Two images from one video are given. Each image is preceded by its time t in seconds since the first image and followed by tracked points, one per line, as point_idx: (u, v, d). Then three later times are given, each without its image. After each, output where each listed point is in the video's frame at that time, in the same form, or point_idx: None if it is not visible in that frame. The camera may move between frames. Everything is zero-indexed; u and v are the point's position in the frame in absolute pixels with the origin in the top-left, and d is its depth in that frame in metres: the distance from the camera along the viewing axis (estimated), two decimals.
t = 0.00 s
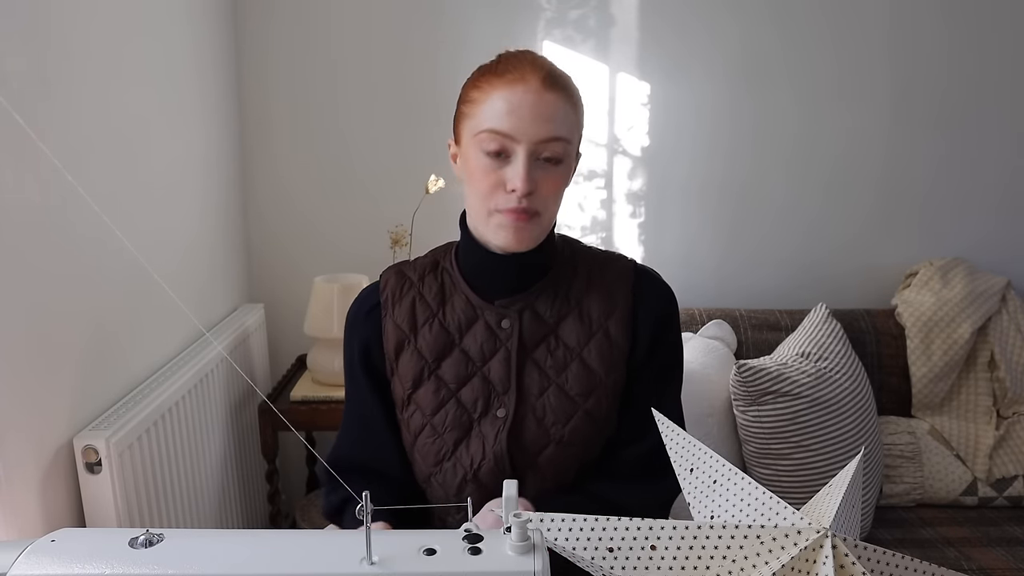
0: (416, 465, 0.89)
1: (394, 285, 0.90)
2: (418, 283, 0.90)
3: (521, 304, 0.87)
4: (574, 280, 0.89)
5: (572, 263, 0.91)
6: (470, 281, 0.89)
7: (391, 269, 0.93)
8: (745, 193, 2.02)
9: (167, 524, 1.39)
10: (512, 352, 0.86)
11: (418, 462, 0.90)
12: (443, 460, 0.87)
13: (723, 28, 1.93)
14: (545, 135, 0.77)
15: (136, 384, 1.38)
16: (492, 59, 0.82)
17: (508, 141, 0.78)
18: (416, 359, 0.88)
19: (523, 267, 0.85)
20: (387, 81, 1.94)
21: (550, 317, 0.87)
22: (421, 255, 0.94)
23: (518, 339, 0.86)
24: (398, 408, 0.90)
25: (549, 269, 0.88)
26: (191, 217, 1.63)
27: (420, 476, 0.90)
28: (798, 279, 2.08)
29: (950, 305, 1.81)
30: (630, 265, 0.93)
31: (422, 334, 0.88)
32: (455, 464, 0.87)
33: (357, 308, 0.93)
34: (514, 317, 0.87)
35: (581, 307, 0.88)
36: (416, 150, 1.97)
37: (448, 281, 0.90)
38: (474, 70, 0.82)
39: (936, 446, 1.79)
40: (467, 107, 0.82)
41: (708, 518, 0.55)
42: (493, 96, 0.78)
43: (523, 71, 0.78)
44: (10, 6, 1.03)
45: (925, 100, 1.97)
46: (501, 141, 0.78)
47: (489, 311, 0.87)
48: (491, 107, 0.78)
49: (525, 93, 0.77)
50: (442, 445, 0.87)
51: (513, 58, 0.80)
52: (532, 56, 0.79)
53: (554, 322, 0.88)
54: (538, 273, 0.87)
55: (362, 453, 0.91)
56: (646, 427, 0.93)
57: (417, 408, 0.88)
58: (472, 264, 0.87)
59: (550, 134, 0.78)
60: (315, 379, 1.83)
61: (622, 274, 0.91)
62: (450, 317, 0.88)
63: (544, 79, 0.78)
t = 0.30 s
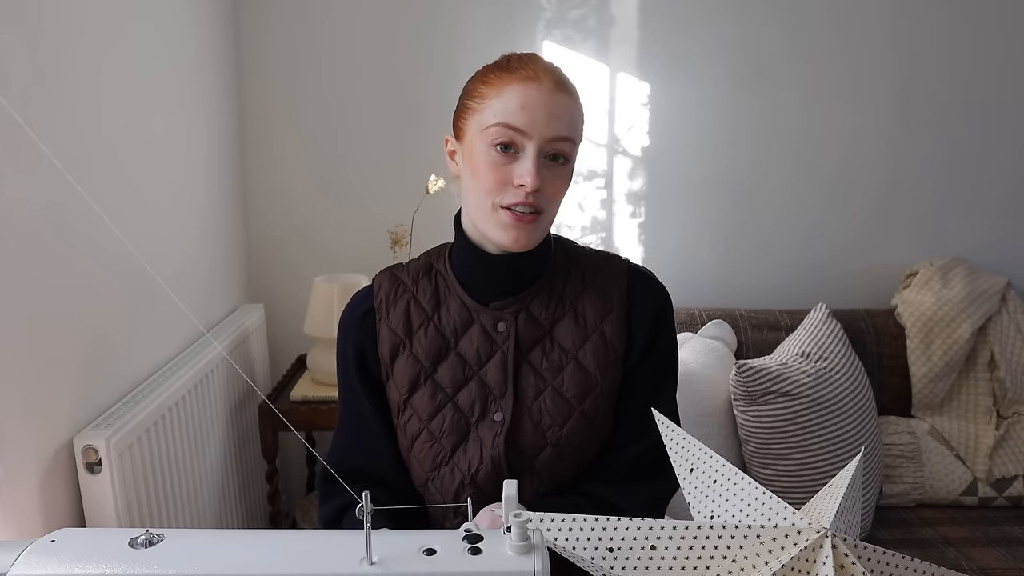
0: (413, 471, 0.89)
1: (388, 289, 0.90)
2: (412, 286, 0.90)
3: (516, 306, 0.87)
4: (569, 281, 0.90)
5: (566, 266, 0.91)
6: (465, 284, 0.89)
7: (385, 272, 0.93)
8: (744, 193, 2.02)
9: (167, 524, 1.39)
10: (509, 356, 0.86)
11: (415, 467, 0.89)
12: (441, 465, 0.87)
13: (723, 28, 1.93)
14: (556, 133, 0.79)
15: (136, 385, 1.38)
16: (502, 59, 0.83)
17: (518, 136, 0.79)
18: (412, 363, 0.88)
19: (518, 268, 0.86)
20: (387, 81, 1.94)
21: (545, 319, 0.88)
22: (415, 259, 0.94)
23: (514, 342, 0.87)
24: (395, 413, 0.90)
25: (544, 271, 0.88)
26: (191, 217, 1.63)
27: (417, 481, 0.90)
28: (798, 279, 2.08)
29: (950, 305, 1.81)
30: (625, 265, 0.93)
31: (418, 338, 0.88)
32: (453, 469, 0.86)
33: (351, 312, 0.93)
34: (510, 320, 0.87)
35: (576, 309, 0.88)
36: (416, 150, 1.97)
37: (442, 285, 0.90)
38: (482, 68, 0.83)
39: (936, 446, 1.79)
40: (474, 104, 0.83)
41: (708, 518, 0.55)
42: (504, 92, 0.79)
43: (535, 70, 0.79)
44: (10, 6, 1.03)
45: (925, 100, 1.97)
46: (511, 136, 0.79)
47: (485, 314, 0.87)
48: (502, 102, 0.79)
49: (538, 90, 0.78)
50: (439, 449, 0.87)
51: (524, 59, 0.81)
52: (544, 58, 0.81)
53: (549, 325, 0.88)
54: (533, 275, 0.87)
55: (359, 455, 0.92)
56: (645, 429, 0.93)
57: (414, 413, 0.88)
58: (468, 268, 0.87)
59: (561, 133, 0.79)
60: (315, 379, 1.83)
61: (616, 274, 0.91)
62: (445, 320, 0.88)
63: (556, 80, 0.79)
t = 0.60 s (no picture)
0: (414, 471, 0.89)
1: (388, 290, 0.90)
2: (412, 287, 0.91)
3: (517, 306, 0.87)
4: (569, 281, 0.90)
5: (566, 266, 0.91)
6: (466, 285, 0.89)
7: (385, 273, 0.93)
8: (744, 193, 2.02)
9: (167, 524, 1.39)
10: (510, 356, 0.86)
11: (416, 468, 0.89)
12: (442, 465, 0.87)
13: (723, 28, 1.93)
14: (551, 133, 0.79)
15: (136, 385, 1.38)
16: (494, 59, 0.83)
17: (513, 137, 0.79)
18: (413, 364, 0.88)
19: (518, 268, 0.86)
20: (388, 81, 1.94)
21: (545, 320, 0.88)
22: (414, 259, 0.94)
23: (515, 343, 0.87)
24: (396, 414, 0.90)
25: (544, 272, 0.89)
26: (191, 217, 1.63)
27: (419, 482, 0.90)
28: (797, 279, 2.08)
29: (950, 305, 1.81)
30: (625, 265, 0.93)
31: (418, 339, 0.88)
32: (454, 469, 0.86)
33: (352, 312, 0.93)
34: (511, 321, 0.87)
35: (577, 309, 0.88)
36: (416, 150, 1.97)
37: (443, 285, 0.91)
38: (476, 70, 0.83)
39: (936, 446, 1.79)
40: (469, 106, 0.83)
41: (708, 518, 0.55)
42: (497, 94, 0.79)
43: (528, 70, 0.79)
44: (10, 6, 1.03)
45: (925, 100, 1.97)
46: (506, 137, 0.80)
47: (486, 315, 0.87)
48: (495, 104, 0.79)
49: (530, 90, 0.78)
50: (440, 450, 0.87)
51: (517, 58, 0.81)
52: (536, 57, 0.81)
53: (550, 325, 0.88)
54: (533, 275, 0.87)
55: (359, 455, 0.92)
56: (645, 428, 0.93)
57: (415, 413, 0.88)
58: (469, 269, 0.87)
59: (556, 132, 0.79)
60: (315, 379, 1.83)
61: (617, 274, 0.91)
62: (446, 321, 0.89)
63: (549, 79, 0.79)
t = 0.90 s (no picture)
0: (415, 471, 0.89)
1: (391, 289, 0.91)
2: (415, 286, 0.91)
3: (519, 306, 0.87)
4: (571, 281, 0.90)
5: (569, 265, 0.91)
6: (468, 285, 0.89)
7: (387, 273, 0.93)
8: (744, 193, 2.02)
9: (167, 524, 1.39)
10: (512, 355, 0.86)
11: (418, 468, 0.89)
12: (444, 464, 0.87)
13: (723, 28, 1.93)
14: (550, 134, 0.79)
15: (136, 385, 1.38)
16: (492, 59, 0.83)
17: (513, 139, 0.79)
18: (415, 363, 0.88)
19: (520, 267, 0.86)
20: (387, 80, 1.94)
21: (548, 319, 0.88)
22: (417, 259, 0.94)
23: (517, 342, 0.87)
24: (398, 413, 0.90)
25: (546, 271, 0.89)
26: (191, 218, 1.63)
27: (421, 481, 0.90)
28: (797, 278, 2.08)
29: (950, 305, 1.81)
30: (627, 265, 0.93)
31: (421, 338, 0.88)
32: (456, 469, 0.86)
33: (354, 312, 0.93)
34: (513, 320, 0.87)
35: (579, 309, 0.88)
36: (416, 150, 1.97)
37: (445, 285, 0.91)
38: (474, 70, 0.83)
39: (936, 446, 1.79)
40: (468, 107, 0.83)
41: (708, 518, 0.55)
42: (496, 95, 0.79)
43: (526, 70, 0.79)
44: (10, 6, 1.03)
45: (925, 100, 1.97)
46: (505, 139, 0.80)
47: (488, 314, 0.88)
48: (494, 106, 0.79)
49: (528, 91, 0.78)
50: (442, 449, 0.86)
51: (514, 59, 0.81)
52: (534, 57, 0.81)
53: (552, 325, 0.88)
54: (535, 274, 0.88)
55: (360, 455, 0.92)
56: (647, 428, 0.92)
57: (417, 412, 0.88)
58: (471, 269, 0.88)
59: (555, 133, 0.79)
60: (315, 379, 1.83)
61: (619, 273, 0.91)
62: (448, 320, 0.89)
63: (547, 79, 0.79)
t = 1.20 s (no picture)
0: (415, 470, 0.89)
1: (392, 288, 0.91)
2: (416, 285, 0.91)
3: (520, 305, 0.87)
4: (572, 280, 0.90)
5: (569, 265, 0.91)
6: (469, 284, 0.89)
7: (389, 272, 0.93)
8: (744, 193, 2.02)
9: (167, 524, 1.39)
10: (513, 354, 0.86)
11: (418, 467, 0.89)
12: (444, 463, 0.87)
13: (723, 28, 1.93)
14: (545, 137, 0.79)
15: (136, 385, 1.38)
16: (486, 61, 0.83)
17: (507, 143, 0.79)
18: (416, 362, 0.88)
19: (520, 266, 0.86)
20: (387, 80, 1.94)
21: (548, 318, 0.88)
22: (418, 258, 0.94)
23: (518, 341, 0.87)
24: (399, 412, 0.90)
25: (546, 270, 0.89)
26: (191, 217, 1.63)
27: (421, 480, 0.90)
28: (797, 278, 2.08)
29: (950, 305, 1.81)
30: (628, 264, 0.93)
31: (422, 337, 0.88)
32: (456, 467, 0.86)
33: (356, 311, 0.93)
34: (514, 319, 0.87)
35: (579, 307, 0.88)
36: (416, 150, 1.97)
37: (446, 284, 0.91)
38: (469, 73, 0.83)
39: (936, 446, 1.79)
40: (463, 110, 0.83)
41: (708, 518, 0.55)
42: (490, 99, 0.79)
43: (520, 72, 0.79)
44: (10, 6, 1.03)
45: (926, 100, 1.97)
46: (500, 143, 0.80)
47: (489, 313, 0.88)
48: (488, 109, 0.79)
49: (522, 94, 0.78)
50: (443, 448, 0.86)
51: (508, 61, 0.81)
52: (528, 58, 0.80)
53: (553, 323, 0.88)
54: (535, 274, 0.87)
55: (361, 455, 0.92)
56: (648, 427, 0.92)
57: (418, 411, 0.88)
58: (472, 268, 0.88)
59: (550, 135, 0.79)
60: (315, 379, 1.83)
61: (620, 273, 0.91)
62: (449, 319, 0.89)
63: (541, 80, 0.79)
